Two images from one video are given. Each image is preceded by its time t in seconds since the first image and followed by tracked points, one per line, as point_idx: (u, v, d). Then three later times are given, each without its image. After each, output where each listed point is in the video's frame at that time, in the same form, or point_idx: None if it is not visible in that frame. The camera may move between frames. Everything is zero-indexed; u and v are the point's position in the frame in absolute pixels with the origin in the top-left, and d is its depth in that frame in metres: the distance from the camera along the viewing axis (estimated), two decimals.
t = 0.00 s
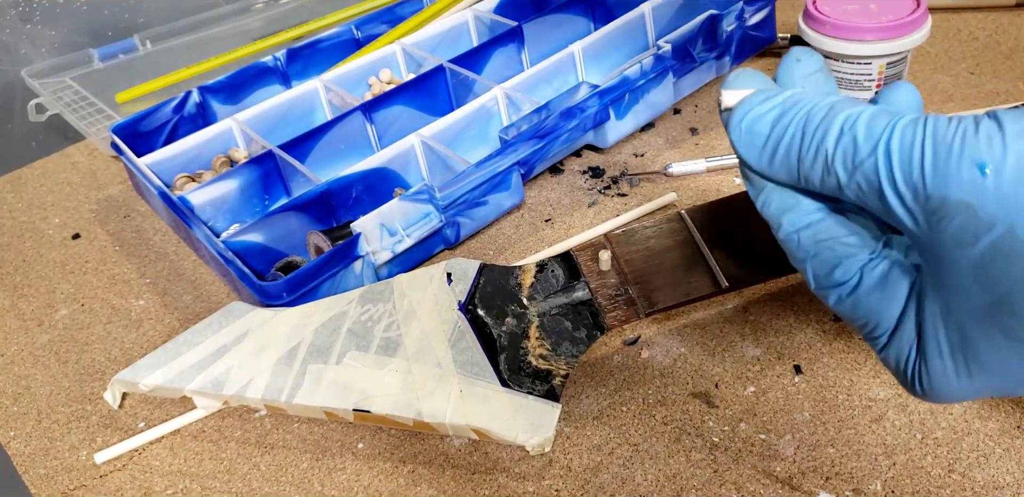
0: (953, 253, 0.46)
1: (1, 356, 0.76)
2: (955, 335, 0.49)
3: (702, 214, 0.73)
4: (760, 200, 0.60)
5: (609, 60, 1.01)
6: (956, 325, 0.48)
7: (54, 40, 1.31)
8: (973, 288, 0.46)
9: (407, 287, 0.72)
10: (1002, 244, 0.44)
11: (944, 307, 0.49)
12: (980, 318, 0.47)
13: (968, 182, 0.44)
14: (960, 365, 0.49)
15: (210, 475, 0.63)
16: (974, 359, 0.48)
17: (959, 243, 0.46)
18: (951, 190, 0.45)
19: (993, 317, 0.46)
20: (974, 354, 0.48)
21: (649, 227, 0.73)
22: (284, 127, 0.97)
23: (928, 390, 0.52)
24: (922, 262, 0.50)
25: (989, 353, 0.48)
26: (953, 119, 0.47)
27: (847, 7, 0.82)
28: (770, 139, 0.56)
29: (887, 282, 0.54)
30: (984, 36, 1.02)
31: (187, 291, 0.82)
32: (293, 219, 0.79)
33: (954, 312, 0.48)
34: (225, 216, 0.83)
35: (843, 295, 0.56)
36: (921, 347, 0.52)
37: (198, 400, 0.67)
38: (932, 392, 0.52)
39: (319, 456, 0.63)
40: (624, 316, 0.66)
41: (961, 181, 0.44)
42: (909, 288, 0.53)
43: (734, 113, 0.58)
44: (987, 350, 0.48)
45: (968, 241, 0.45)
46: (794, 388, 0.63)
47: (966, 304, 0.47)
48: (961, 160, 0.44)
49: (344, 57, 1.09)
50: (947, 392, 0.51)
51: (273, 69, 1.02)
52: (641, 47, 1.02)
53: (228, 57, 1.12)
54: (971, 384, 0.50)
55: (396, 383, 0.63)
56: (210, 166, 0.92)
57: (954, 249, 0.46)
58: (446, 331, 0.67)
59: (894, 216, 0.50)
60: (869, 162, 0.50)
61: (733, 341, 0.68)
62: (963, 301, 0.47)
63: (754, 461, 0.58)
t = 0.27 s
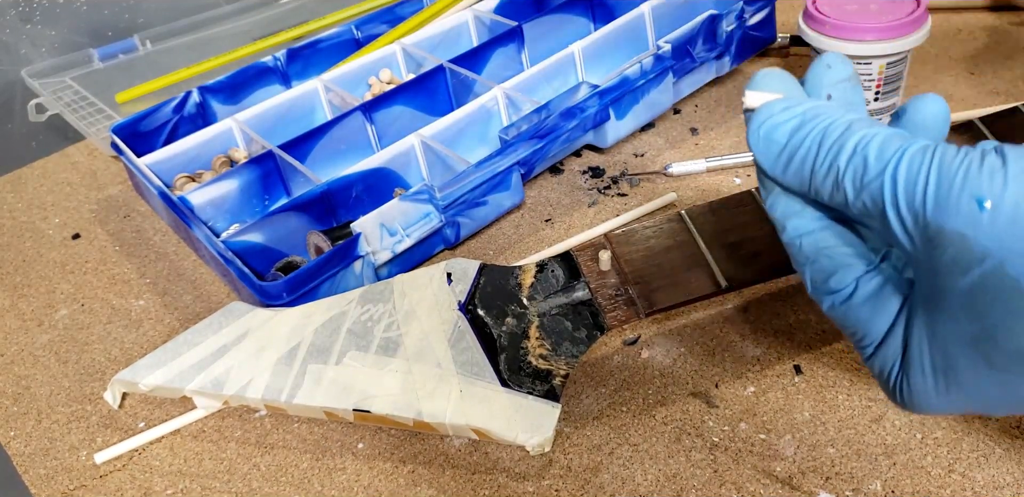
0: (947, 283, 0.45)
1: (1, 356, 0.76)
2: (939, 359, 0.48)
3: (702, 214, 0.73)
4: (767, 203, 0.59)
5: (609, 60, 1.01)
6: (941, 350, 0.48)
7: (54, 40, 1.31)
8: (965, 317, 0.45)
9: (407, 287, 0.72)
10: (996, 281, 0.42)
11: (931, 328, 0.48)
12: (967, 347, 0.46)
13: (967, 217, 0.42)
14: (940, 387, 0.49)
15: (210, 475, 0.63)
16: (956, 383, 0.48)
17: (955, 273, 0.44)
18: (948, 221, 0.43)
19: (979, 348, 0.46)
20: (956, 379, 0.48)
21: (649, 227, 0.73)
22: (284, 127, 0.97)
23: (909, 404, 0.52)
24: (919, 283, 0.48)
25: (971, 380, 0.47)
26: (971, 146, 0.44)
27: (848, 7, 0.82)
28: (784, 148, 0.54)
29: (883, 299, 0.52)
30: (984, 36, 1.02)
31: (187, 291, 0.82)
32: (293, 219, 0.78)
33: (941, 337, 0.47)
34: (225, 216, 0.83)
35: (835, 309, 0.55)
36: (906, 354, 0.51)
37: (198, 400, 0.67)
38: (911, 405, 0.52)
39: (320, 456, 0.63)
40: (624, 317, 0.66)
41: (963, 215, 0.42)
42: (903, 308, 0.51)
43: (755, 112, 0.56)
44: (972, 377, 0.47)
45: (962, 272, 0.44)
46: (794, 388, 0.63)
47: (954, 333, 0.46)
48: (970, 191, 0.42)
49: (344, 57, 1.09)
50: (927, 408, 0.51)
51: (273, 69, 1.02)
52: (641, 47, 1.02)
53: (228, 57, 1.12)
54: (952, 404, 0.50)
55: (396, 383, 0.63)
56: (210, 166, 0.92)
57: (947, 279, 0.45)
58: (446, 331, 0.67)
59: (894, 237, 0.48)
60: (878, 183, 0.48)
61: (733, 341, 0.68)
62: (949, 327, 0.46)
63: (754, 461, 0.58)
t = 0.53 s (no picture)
0: (986, 143, 0.49)
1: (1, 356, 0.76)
2: (962, 184, 0.51)
3: (702, 214, 0.73)
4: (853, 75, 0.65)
5: (609, 60, 1.01)
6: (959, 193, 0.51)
7: (53, 40, 1.32)
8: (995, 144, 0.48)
9: (407, 287, 0.72)
10: None
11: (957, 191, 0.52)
12: (978, 216, 0.49)
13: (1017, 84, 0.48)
14: (944, 250, 0.52)
15: (210, 475, 0.63)
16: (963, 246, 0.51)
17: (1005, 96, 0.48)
18: (998, 93, 0.49)
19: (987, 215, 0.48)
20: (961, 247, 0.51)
21: (649, 228, 0.73)
22: (284, 127, 0.97)
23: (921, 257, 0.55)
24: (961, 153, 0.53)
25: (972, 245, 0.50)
26: None
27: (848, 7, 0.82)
28: (885, 24, 0.61)
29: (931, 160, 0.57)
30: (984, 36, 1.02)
31: (187, 291, 0.82)
32: (294, 219, 0.78)
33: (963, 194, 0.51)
34: (225, 216, 0.83)
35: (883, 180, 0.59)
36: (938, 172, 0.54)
37: (198, 400, 0.67)
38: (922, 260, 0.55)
39: (320, 456, 0.63)
40: (624, 316, 0.65)
41: None
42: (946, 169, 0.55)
43: None
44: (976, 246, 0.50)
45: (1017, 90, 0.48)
46: (794, 388, 0.63)
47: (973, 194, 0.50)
48: None
49: (344, 57, 1.09)
50: (935, 268, 0.54)
51: (273, 69, 1.02)
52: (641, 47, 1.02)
53: (228, 57, 1.12)
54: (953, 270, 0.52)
55: (396, 383, 0.63)
56: (210, 166, 0.92)
57: (988, 142, 0.49)
58: (446, 331, 0.67)
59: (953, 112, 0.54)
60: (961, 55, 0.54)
61: (734, 340, 0.68)
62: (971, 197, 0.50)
63: (754, 461, 0.58)
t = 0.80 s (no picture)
0: (1013, 80, 0.55)
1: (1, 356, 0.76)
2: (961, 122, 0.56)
3: (701, 214, 0.73)
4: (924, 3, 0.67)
5: (609, 60, 1.01)
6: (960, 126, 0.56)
7: (53, 40, 1.32)
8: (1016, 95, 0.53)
9: (407, 287, 0.72)
10: None
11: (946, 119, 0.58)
12: (965, 149, 0.55)
13: None
14: (913, 168, 0.58)
15: (210, 475, 0.63)
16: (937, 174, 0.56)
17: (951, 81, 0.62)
18: None
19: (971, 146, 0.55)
20: (935, 173, 0.56)
21: (649, 228, 0.73)
22: (284, 127, 0.97)
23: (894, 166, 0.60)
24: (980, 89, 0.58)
25: (937, 172, 0.56)
26: None
27: (848, 6, 0.82)
28: None
29: (948, 86, 0.61)
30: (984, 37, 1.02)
31: (187, 291, 0.82)
32: (294, 218, 0.78)
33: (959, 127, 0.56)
34: (226, 215, 0.83)
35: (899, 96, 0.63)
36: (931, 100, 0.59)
37: (198, 400, 0.67)
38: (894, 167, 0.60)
39: (320, 456, 0.63)
40: (624, 317, 0.65)
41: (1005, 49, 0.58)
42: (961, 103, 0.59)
43: None
44: (945, 174, 0.56)
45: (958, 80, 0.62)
46: (794, 388, 0.63)
47: (971, 126, 0.55)
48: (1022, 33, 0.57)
49: (344, 57, 1.09)
50: (897, 179, 0.59)
51: (273, 69, 1.02)
52: (641, 47, 1.02)
53: (228, 57, 1.12)
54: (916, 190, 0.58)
55: (397, 383, 0.63)
56: (210, 166, 0.92)
57: (1011, 79, 0.55)
58: (446, 331, 0.67)
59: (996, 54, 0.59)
60: None
61: (732, 335, 0.68)
62: (969, 128, 0.56)
63: (754, 461, 0.58)
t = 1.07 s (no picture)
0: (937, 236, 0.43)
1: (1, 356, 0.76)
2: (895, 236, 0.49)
3: (701, 214, 0.73)
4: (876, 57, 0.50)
5: (609, 60, 1.01)
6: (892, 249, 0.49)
7: (53, 40, 1.32)
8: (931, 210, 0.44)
9: (407, 287, 0.72)
10: (1003, 210, 0.39)
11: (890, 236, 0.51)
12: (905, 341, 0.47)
13: (970, 200, 0.41)
14: (857, 319, 0.50)
15: (210, 475, 0.63)
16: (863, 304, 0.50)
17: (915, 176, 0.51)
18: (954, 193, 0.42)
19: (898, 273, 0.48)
20: (885, 349, 0.48)
21: (649, 228, 0.73)
22: (284, 127, 0.98)
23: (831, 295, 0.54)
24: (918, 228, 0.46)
25: (868, 313, 0.49)
26: None
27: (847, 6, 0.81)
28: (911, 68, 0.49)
29: (885, 231, 0.49)
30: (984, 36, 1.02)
31: (187, 291, 0.82)
32: (294, 219, 0.78)
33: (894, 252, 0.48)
34: (225, 216, 0.83)
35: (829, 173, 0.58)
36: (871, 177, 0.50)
37: (198, 400, 0.67)
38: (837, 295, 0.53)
39: (320, 456, 0.63)
40: (624, 316, 0.65)
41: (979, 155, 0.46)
42: (906, 222, 0.51)
43: None
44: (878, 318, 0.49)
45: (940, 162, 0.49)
46: (794, 389, 0.63)
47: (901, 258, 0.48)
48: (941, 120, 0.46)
49: (344, 57, 1.09)
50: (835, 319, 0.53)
51: (273, 69, 1.02)
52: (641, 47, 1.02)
53: (228, 57, 1.12)
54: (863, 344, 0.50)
55: (397, 383, 0.63)
56: (210, 167, 0.92)
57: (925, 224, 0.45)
58: (446, 331, 0.67)
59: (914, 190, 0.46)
60: (937, 127, 0.45)
61: (734, 336, 0.68)
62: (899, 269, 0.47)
63: (754, 461, 0.58)
